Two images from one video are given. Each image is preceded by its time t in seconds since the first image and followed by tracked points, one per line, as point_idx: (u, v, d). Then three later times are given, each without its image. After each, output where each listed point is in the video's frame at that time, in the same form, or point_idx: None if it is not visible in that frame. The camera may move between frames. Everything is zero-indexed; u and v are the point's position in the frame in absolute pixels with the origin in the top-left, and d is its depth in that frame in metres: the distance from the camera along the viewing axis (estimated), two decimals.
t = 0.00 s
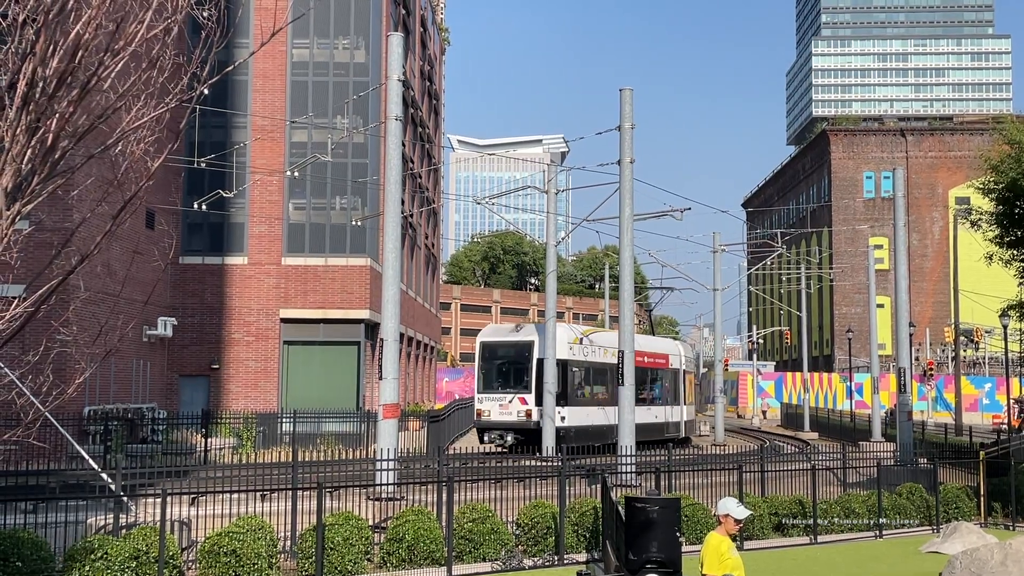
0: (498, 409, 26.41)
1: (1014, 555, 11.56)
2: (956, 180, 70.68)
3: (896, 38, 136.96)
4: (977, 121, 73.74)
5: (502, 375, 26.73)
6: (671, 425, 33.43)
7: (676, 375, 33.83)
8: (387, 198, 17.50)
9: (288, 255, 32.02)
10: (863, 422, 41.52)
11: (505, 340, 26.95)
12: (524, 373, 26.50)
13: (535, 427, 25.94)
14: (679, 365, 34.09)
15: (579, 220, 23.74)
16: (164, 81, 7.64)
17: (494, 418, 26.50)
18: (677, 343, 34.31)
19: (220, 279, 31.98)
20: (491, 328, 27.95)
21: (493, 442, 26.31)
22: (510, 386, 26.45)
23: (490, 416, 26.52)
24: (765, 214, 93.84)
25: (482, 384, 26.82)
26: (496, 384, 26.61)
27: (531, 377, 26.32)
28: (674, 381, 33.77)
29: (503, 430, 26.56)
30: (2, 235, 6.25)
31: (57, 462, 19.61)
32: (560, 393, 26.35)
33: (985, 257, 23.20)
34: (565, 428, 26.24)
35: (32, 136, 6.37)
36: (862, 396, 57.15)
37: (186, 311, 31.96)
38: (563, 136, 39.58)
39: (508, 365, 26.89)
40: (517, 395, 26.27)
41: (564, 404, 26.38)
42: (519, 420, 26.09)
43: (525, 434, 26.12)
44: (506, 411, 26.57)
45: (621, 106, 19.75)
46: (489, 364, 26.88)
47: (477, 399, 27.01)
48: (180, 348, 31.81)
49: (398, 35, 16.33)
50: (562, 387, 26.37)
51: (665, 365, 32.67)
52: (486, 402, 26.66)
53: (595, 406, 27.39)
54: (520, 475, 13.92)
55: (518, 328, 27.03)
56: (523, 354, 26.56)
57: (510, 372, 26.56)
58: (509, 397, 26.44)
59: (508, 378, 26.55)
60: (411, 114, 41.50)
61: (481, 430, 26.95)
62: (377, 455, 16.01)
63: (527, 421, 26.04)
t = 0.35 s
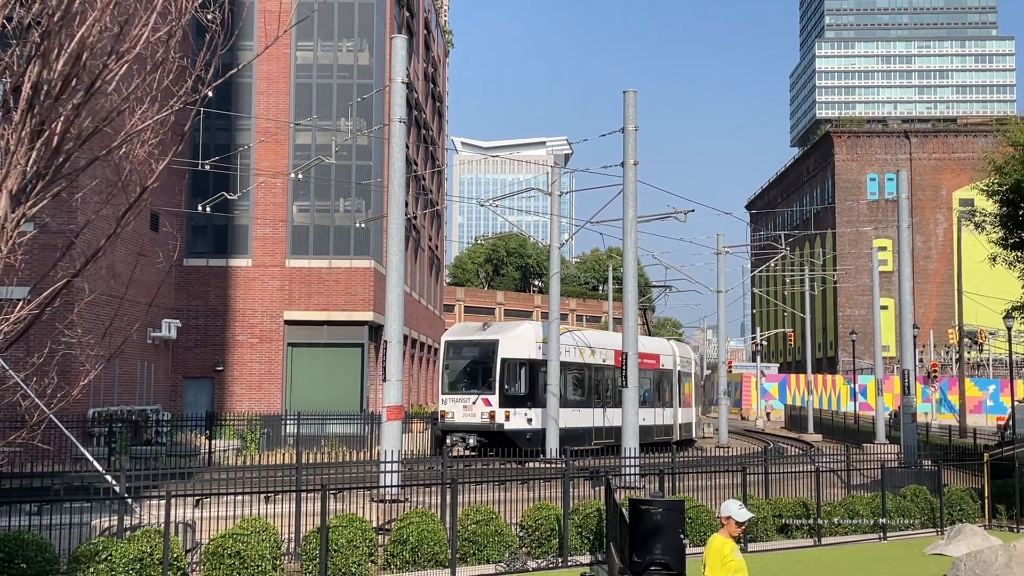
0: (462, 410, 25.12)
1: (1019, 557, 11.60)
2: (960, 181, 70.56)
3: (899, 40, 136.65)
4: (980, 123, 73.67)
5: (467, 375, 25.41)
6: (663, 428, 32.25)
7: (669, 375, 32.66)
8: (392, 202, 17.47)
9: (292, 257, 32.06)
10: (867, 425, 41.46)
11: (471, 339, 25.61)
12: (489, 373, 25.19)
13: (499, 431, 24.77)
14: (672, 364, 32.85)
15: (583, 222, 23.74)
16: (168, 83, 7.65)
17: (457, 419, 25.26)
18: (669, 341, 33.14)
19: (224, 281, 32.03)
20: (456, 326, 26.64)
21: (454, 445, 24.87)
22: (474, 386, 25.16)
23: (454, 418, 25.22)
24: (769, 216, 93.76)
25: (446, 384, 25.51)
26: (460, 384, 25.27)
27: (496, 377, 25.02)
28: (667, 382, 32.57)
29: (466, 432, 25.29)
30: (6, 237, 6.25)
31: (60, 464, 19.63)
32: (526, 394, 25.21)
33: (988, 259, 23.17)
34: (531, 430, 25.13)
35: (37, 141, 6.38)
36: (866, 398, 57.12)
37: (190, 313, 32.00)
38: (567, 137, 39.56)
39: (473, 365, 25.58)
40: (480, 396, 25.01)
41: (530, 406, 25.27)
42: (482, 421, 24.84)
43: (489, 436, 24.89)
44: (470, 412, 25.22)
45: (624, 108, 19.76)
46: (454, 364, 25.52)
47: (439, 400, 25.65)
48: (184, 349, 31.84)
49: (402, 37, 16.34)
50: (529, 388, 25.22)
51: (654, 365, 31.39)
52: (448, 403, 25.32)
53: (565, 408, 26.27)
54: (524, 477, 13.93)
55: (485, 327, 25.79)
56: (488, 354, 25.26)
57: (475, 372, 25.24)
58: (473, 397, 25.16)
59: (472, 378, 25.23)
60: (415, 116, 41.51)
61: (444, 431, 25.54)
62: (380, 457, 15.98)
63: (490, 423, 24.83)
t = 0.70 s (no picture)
0: (421, 413, 24.11)
1: None
2: (965, 183, 70.45)
3: (904, 42, 136.36)
4: (986, 124, 73.55)
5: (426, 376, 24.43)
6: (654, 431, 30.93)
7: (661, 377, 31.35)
8: (397, 204, 17.40)
9: (296, 260, 32.06)
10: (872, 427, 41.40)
11: (433, 339, 24.62)
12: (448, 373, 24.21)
13: (458, 433, 23.89)
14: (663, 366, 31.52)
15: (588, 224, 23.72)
16: (172, 84, 7.64)
17: (417, 422, 24.27)
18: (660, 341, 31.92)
19: (229, 283, 32.05)
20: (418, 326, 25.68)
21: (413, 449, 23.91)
22: (432, 388, 24.16)
23: (414, 421, 24.19)
24: (774, 218, 93.70)
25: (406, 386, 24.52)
26: (418, 386, 24.29)
27: (455, 377, 24.07)
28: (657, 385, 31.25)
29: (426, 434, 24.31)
30: (10, 242, 6.26)
31: (66, 466, 19.61)
32: (488, 395, 24.32)
33: (994, 261, 23.08)
34: (492, 432, 24.22)
35: (43, 143, 6.38)
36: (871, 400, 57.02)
37: (195, 316, 32.03)
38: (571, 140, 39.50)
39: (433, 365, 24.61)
40: (439, 397, 24.01)
41: (491, 407, 24.40)
42: (441, 423, 23.86)
43: (449, 439, 23.95)
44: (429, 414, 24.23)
45: (629, 111, 19.75)
46: (414, 364, 24.51)
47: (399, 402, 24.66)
48: (189, 351, 31.87)
49: (407, 39, 16.32)
50: (490, 389, 24.34)
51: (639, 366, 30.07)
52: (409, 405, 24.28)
53: (527, 410, 25.37)
54: (528, 480, 13.90)
55: (448, 325, 24.88)
56: (448, 354, 24.31)
57: (434, 372, 24.26)
58: (432, 399, 24.16)
59: (431, 379, 24.26)
60: (419, 118, 41.55)
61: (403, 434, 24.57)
62: (385, 460, 15.94)
63: (449, 425, 23.90)
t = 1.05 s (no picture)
0: (377, 415, 22.69)
1: None
2: (971, 184, 70.37)
3: (910, 43, 136.01)
4: (992, 125, 73.42)
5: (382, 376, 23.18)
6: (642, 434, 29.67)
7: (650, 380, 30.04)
8: (402, 205, 17.36)
9: (301, 261, 32.13)
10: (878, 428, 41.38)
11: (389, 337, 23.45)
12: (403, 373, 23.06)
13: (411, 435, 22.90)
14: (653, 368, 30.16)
15: (593, 225, 23.72)
16: (178, 87, 7.63)
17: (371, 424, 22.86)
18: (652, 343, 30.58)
19: (235, 285, 32.10)
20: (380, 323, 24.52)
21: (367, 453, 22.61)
22: (385, 388, 23.13)
23: (368, 422, 22.74)
24: (780, 219, 93.62)
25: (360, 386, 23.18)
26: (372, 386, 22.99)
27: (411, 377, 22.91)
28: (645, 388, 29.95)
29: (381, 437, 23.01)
30: (17, 242, 6.26)
31: (71, 468, 19.62)
32: (444, 395, 23.39)
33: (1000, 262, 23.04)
34: (448, 434, 23.32)
35: (50, 145, 6.39)
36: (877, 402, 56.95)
37: (201, 317, 32.08)
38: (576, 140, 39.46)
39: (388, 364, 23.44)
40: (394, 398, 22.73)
41: (448, 408, 23.42)
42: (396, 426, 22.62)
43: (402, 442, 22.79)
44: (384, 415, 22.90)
45: (634, 112, 19.75)
46: (368, 363, 23.44)
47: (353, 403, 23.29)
48: (195, 353, 31.92)
49: (412, 41, 16.32)
50: (447, 389, 23.38)
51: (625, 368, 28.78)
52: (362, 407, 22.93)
53: (491, 411, 24.36)
54: (534, 482, 13.88)
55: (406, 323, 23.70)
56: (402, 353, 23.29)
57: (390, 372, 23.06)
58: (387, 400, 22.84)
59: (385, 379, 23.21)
60: (425, 119, 41.59)
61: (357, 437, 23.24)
62: (390, 462, 15.92)
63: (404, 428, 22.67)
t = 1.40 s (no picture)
0: (324, 416, 22.28)
1: None
2: (977, 184, 70.28)
3: (916, 43, 135.65)
4: (998, 125, 73.24)
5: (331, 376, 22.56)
6: (625, 436, 28.09)
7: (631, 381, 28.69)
8: (407, 206, 17.32)
9: (307, 261, 32.14)
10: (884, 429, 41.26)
11: (338, 336, 22.75)
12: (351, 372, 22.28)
13: (360, 438, 21.84)
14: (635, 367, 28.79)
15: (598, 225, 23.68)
16: (183, 87, 7.62)
17: (321, 426, 22.39)
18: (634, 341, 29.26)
19: (240, 286, 32.13)
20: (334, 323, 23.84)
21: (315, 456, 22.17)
22: (333, 389, 22.33)
23: (317, 423, 22.35)
24: (784, 220, 93.48)
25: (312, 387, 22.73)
26: (320, 387, 22.47)
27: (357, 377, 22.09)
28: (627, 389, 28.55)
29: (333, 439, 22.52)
30: (23, 243, 6.22)
31: (76, 468, 19.60)
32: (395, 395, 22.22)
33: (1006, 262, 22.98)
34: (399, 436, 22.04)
35: (56, 145, 6.37)
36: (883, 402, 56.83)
37: (206, 318, 32.10)
38: (581, 140, 39.38)
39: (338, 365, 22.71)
40: (340, 399, 22.11)
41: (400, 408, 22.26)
42: (343, 427, 21.99)
43: (351, 443, 22.17)
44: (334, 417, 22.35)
45: (639, 112, 19.73)
46: (317, 364, 22.83)
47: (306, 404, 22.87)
48: (200, 354, 31.93)
49: (416, 42, 16.31)
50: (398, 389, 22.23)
51: (603, 367, 27.42)
52: (313, 407, 22.60)
53: (446, 412, 23.22)
54: (538, 482, 13.85)
55: (358, 322, 22.86)
56: (351, 353, 22.32)
57: (337, 372, 22.42)
58: (334, 402, 22.31)
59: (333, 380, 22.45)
60: (429, 120, 41.60)
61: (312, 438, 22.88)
62: (395, 463, 15.90)
63: (350, 430, 21.93)
